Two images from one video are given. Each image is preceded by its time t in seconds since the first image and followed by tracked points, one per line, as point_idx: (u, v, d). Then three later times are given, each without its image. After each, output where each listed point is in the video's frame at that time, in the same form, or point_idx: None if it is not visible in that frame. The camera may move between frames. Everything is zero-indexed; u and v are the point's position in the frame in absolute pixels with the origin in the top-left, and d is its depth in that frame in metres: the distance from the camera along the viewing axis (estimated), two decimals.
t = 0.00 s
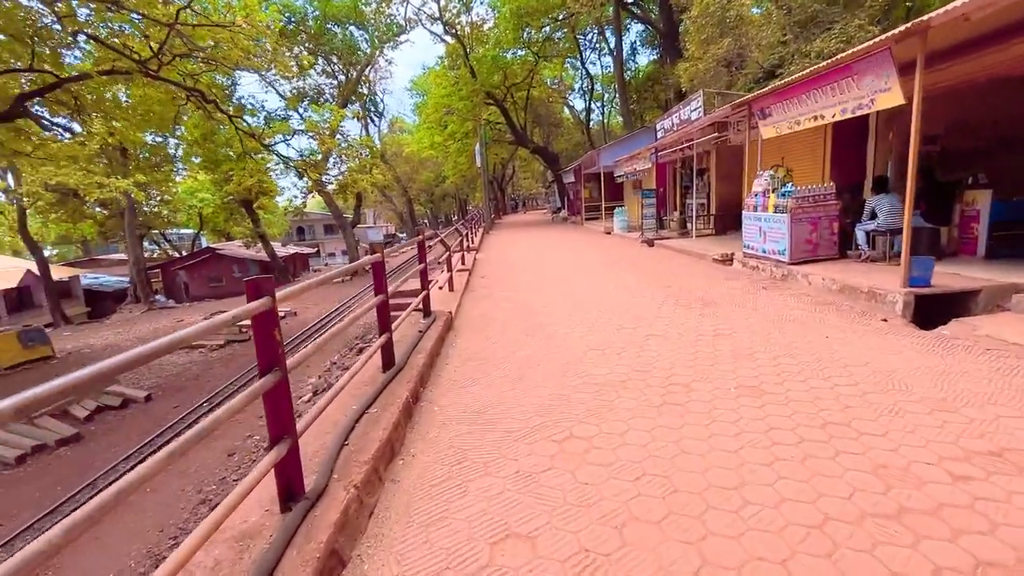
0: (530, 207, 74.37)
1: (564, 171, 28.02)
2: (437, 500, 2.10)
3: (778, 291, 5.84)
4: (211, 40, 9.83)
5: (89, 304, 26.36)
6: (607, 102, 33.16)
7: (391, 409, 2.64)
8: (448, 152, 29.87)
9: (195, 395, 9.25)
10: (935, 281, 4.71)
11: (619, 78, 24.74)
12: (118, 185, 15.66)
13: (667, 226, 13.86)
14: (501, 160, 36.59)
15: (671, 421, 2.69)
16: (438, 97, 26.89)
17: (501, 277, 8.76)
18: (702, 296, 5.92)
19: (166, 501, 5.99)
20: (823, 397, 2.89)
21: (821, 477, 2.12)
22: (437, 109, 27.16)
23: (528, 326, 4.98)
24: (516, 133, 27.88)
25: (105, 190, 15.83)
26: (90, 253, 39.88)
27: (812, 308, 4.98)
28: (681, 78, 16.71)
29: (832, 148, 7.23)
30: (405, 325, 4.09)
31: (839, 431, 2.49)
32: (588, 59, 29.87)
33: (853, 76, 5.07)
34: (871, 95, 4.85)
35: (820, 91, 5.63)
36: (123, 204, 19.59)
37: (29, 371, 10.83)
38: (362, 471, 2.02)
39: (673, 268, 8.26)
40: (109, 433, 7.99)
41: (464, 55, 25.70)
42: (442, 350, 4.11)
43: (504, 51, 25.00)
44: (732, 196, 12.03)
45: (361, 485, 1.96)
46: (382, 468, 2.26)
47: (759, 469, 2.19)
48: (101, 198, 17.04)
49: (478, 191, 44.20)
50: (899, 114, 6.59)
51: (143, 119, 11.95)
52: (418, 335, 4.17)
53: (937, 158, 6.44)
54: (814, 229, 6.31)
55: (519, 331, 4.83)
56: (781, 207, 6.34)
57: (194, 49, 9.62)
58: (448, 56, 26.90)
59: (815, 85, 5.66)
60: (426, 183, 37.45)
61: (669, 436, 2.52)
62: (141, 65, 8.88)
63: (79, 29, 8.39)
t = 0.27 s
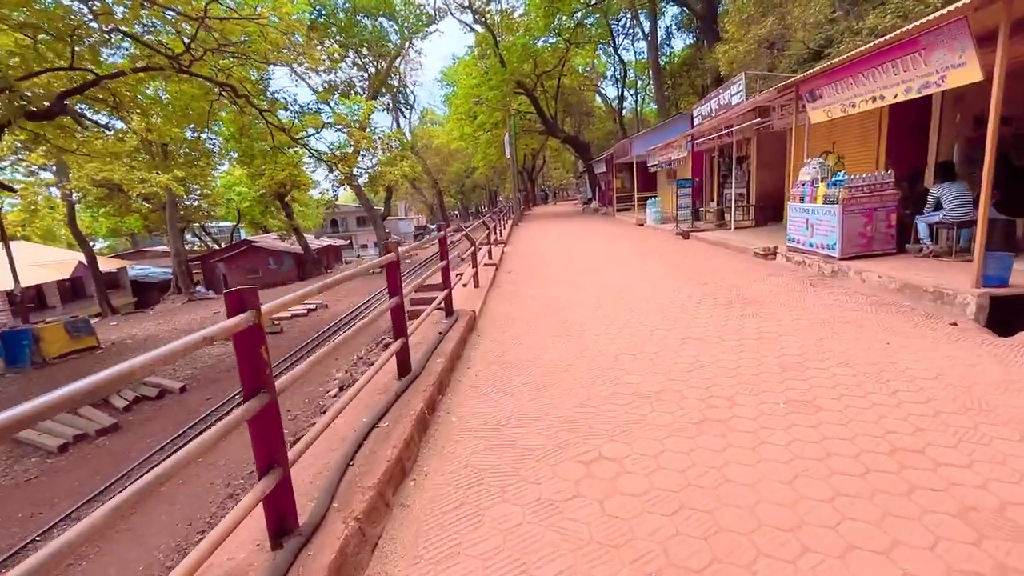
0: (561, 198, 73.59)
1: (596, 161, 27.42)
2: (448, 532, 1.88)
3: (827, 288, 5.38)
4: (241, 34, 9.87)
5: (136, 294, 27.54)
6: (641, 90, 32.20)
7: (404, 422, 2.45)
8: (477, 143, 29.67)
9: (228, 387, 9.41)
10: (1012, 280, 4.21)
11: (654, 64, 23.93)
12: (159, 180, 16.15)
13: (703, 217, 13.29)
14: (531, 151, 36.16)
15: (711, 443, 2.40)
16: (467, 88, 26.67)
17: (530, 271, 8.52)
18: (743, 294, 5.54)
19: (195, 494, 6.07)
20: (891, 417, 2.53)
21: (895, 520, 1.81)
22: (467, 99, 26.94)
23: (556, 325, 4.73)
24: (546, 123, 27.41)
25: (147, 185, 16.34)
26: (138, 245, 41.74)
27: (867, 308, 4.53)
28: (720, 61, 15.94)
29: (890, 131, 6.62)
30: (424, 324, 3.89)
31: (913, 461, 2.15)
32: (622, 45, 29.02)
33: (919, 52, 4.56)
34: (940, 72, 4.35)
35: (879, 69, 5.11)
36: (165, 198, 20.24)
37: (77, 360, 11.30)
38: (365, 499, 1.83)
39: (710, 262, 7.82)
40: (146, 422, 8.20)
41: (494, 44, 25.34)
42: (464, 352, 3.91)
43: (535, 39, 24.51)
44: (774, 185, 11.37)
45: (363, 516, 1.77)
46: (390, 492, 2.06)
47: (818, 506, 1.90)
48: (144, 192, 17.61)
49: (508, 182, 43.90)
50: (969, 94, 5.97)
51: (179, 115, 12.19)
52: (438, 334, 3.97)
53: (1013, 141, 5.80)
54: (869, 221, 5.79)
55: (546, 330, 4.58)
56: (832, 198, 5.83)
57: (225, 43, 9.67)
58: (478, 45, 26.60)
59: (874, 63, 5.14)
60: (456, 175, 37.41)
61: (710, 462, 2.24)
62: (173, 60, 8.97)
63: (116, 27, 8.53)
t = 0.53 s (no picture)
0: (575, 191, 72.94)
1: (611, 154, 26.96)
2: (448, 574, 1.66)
3: (860, 288, 5.04)
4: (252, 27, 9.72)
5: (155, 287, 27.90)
6: (658, 81, 31.52)
7: (402, 441, 2.23)
8: (491, 136, 29.38)
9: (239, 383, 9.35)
10: None
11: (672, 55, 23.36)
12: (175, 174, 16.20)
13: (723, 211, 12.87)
14: (545, 143, 35.75)
15: (744, 468, 2.15)
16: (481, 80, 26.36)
17: (543, 267, 8.26)
18: (770, 293, 5.23)
19: (201, 493, 5.97)
20: (948, 440, 2.25)
21: (970, 572, 1.55)
22: (481, 92, 26.63)
23: (570, 326, 4.48)
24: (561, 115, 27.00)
25: (163, 179, 16.40)
26: (158, 238, 42.34)
27: (908, 311, 4.20)
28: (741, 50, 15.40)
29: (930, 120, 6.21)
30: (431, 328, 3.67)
31: (983, 496, 1.88)
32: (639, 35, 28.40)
33: (968, 32, 4.17)
34: (995, 54, 3.95)
35: (921, 53, 4.71)
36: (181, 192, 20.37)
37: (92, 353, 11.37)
38: (353, 537, 1.61)
39: (732, 258, 7.49)
40: (156, 418, 8.15)
41: (508, 35, 24.95)
42: (472, 356, 3.68)
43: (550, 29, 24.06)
44: (798, 178, 10.91)
45: (350, 558, 1.54)
46: (384, 524, 1.84)
47: (875, 551, 1.64)
48: (160, 186, 17.71)
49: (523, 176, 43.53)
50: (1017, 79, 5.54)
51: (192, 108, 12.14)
52: (445, 338, 3.74)
53: None
54: (907, 216, 5.42)
55: (559, 332, 4.34)
56: (866, 192, 5.46)
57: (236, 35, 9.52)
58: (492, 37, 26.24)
59: (915, 46, 4.74)
60: (469, 168, 37.17)
61: (745, 492, 1.99)
62: (183, 53, 8.85)
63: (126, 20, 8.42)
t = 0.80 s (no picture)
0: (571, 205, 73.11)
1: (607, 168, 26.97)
2: None
3: (869, 303, 4.83)
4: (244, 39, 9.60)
5: (146, 301, 27.51)
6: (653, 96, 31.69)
7: (377, 484, 1.96)
8: (487, 150, 29.38)
9: (225, 402, 9.02)
10: None
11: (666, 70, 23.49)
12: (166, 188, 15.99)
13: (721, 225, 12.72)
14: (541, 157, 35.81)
15: (765, 513, 1.90)
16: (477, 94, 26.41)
17: (539, 282, 8.03)
18: (775, 309, 5.00)
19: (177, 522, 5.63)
20: (990, 480, 2.01)
21: None
22: (476, 106, 26.67)
23: (567, 345, 4.23)
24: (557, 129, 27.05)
25: (154, 193, 16.18)
26: (151, 252, 42.00)
27: (923, 329, 3.98)
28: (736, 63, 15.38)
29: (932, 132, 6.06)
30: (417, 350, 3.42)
31: None
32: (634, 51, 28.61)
33: (978, 39, 4.03)
34: (1008, 60, 3.81)
35: (927, 60, 4.57)
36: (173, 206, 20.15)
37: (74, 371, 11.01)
38: None
39: (733, 273, 7.27)
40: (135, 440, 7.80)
41: (503, 50, 25.05)
42: (460, 380, 3.42)
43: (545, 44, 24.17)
44: (796, 191, 10.78)
45: None
46: None
47: None
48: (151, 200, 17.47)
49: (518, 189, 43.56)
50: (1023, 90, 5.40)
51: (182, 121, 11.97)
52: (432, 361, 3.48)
53: None
54: (915, 229, 5.24)
55: (555, 352, 4.08)
56: (872, 204, 5.27)
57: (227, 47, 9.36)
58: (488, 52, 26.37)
59: (921, 54, 4.61)
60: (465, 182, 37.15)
61: (769, 545, 1.73)
62: (172, 64, 8.66)
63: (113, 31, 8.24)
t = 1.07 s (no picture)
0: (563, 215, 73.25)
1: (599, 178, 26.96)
2: None
3: (873, 316, 4.68)
4: (228, 50, 9.39)
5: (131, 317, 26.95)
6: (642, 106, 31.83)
7: (348, 544, 1.72)
8: (478, 160, 29.31)
9: (207, 423, 8.69)
10: None
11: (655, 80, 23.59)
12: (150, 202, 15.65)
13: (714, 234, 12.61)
14: (532, 168, 35.80)
15: (787, 568, 1.68)
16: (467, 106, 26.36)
17: (531, 296, 7.82)
18: (776, 324, 4.82)
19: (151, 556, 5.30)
20: None
21: None
22: (466, 117, 26.61)
23: (560, 366, 4.01)
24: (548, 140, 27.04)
25: (138, 207, 15.84)
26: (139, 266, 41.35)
27: (932, 344, 3.81)
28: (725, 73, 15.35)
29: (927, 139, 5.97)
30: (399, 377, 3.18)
31: None
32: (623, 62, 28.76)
33: (980, 44, 3.92)
34: (1012, 65, 3.70)
35: (927, 67, 4.47)
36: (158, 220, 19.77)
37: (51, 392, 10.61)
38: None
39: (730, 284, 7.10)
40: (111, 466, 7.45)
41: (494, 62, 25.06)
42: (446, 408, 3.19)
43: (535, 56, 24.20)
44: (789, 199, 10.71)
45: None
46: None
47: None
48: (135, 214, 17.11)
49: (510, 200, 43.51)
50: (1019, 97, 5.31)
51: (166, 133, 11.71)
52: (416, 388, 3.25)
53: None
54: (916, 239, 5.10)
55: (548, 374, 3.85)
56: (872, 214, 5.13)
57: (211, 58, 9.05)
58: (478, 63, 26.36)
59: (920, 60, 4.50)
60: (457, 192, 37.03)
61: None
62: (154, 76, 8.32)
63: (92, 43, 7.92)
